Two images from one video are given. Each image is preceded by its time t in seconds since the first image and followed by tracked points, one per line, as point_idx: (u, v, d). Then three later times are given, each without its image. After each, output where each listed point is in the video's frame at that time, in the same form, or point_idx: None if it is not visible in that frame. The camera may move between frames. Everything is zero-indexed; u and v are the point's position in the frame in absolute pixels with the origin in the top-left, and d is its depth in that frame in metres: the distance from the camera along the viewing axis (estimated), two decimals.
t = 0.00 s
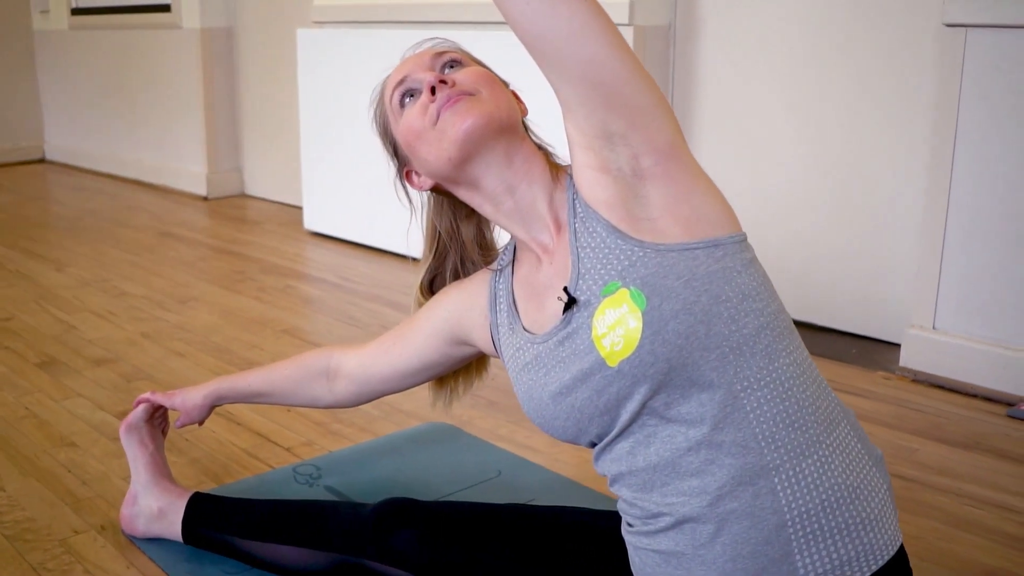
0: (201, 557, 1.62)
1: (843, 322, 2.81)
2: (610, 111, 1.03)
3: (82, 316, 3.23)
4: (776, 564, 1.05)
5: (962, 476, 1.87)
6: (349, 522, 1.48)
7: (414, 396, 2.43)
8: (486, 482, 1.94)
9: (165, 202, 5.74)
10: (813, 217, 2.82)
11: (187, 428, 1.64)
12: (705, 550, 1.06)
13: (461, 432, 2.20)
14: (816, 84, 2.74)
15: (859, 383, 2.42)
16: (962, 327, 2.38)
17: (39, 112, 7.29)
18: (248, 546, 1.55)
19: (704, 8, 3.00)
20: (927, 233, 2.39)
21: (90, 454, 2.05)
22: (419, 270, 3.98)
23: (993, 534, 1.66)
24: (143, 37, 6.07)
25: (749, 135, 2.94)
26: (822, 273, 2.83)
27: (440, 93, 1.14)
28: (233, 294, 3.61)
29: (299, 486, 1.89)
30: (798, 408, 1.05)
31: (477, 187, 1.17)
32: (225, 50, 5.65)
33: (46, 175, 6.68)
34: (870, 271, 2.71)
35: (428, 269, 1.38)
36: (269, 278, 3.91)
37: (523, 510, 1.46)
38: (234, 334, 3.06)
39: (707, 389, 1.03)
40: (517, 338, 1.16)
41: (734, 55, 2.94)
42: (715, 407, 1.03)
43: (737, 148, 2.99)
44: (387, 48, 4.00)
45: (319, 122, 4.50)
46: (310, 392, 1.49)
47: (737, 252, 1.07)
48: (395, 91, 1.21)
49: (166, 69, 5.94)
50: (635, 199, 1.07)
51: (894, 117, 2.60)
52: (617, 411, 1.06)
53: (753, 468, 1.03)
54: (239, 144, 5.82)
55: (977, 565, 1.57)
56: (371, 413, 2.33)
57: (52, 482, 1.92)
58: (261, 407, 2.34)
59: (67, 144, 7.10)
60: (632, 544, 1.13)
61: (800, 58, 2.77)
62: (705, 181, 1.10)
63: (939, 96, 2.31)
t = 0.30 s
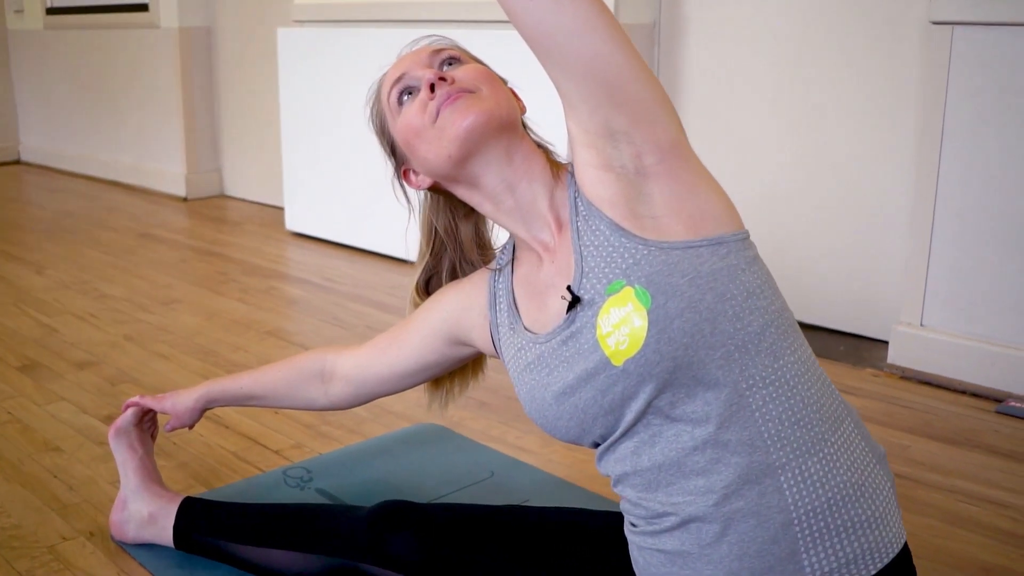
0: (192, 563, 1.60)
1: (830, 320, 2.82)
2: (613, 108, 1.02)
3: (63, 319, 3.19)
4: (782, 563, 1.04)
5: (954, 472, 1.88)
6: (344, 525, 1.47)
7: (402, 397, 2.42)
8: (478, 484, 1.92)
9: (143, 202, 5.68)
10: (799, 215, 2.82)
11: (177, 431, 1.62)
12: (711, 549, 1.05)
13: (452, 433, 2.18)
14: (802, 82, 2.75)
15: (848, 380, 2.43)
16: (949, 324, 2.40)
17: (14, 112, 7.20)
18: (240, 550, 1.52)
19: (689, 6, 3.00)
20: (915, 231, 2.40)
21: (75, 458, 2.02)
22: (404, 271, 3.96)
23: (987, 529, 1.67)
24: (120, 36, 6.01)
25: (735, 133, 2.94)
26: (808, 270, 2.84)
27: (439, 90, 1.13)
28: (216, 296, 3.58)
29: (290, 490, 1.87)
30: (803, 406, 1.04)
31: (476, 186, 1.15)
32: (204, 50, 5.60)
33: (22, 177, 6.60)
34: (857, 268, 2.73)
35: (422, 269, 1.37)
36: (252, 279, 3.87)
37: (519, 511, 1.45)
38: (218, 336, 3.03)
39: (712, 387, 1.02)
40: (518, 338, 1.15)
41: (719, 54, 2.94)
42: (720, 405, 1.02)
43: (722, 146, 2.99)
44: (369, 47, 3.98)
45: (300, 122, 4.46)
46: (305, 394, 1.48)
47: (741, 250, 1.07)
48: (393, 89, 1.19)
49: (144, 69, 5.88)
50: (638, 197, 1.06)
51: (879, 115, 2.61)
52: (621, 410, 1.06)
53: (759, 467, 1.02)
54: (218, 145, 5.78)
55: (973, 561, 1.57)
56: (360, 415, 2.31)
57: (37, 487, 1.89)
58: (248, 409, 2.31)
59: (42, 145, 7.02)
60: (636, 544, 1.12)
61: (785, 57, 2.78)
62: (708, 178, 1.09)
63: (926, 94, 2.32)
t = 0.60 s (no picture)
0: (184, 569, 1.58)
1: (818, 318, 2.83)
2: (614, 107, 1.02)
3: (45, 322, 3.15)
4: (787, 563, 1.04)
5: (947, 470, 1.89)
6: (338, 530, 1.45)
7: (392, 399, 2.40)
8: (471, 486, 1.91)
9: (123, 205, 5.63)
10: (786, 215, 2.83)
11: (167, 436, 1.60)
12: (715, 550, 1.05)
13: (443, 435, 2.17)
14: (788, 82, 2.76)
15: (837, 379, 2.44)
16: (936, 321, 2.41)
17: None
18: (233, 556, 1.50)
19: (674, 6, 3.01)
20: (902, 229, 2.42)
21: (62, 464, 1.99)
22: (389, 272, 3.94)
23: (979, 527, 1.67)
24: (99, 37, 5.95)
25: (721, 132, 2.95)
26: (795, 269, 2.84)
27: (437, 90, 1.12)
28: (200, 298, 3.55)
29: (281, 494, 1.85)
30: (805, 406, 1.04)
31: (475, 186, 1.14)
32: (184, 50, 5.56)
33: None
34: (844, 267, 2.74)
35: (417, 271, 1.36)
36: (236, 281, 3.84)
37: (514, 514, 1.44)
38: (203, 339, 3.01)
39: (715, 388, 1.01)
40: (518, 340, 1.14)
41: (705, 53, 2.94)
42: (724, 407, 1.01)
43: (709, 146, 2.99)
44: (353, 47, 3.96)
45: (283, 123, 4.43)
46: (298, 398, 1.46)
47: (742, 249, 1.06)
48: (390, 89, 1.18)
49: (123, 69, 5.83)
50: (639, 197, 1.05)
51: (865, 114, 2.62)
52: (624, 412, 1.05)
53: (763, 468, 1.02)
54: (200, 146, 5.73)
55: (968, 559, 1.58)
56: (350, 418, 2.29)
57: (23, 494, 1.86)
58: (236, 413, 2.29)
59: (20, 147, 6.94)
60: (639, 546, 1.12)
61: (771, 56, 2.78)
62: (709, 177, 1.08)
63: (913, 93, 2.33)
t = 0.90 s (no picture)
0: None
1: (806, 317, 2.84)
2: (617, 105, 1.00)
3: (26, 326, 3.11)
4: (794, 565, 1.03)
5: (941, 468, 1.89)
6: (334, 534, 1.43)
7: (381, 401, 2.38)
8: (464, 489, 1.89)
9: (102, 206, 5.56)
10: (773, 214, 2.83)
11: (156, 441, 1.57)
12: (722, 553, 1.04)
13: (434, 438, 2.15)
14: (774, 81, 2.76)
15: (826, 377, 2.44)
16: (926, 320, 2.41)
17: None
18: (228, 563, 1.47)
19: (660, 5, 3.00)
20: (891, 228, 2.42)
21: (47, 470, 1.96)
22: (374, 273, 3.91)
23: (975, 525, 1.67)
24: (76, 37, 5.88)
25: (708, 132, 2.94)
26: (783, 268, 2.85)
27: (436, 88, 1.10)
28: (183, 300, 3.51)
29: (272, 499, 1.83)
30: (811, 406, 1.03)
31: (474, 186, 1.13)
32: (164, 50, 5.50)
33: None
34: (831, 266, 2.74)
35: (411, 270, 1.34)
36: (219, 283, 3.80)
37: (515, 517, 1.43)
38: (188, 341, 2.97)
39: (721, 389, 1.00)
40: (520, 342, 1.13)
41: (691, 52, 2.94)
42: (730, 408, 1.00)
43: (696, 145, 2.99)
44: (336, 47, 3.94)
45: (266, 123, 4.39)
46: (291, 402, 1.44)
47: (746, 248, 1.05)
48: (386, 88, 1.16)
49: (102, 69, 5.76)
50: (643, 196, 1.04)
51: (852, 114, 2.62)
52: (629, 414, 1.04)
53: (770, 469, 1.01)
54: (180, 147, 5.68)
55: (966, 558, 1.58)
56: (339, 421, 2.27)
57: (8, 501, 1.83)
58: (223, 416, 2.26)
59: None
60: (643, 548, 1.11)
61: (756, 55, 2.78)
62: (711, 177, 1.07)
63: (901, 91, 2.34)
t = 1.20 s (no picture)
0: None
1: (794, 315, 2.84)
2: (618, 102, 0.99)
3: (8, 329, 3.06)
4: (799, 566, 1.02)
5: (935, 467, 1.89)
6: (329, 538, 1.41)
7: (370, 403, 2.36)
8: (456, 492, 1.88)
9: (83, 207, 5.50)
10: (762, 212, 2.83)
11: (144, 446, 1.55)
12: (725, 554, 1.03)
13: (425, 439, 2.13)
14: (763, 79, 2.75)
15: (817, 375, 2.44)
16: (915, 317, 2.42)
17: None
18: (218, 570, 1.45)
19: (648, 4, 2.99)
20: (880, 226, 2.42)
21: (32, 476, 1.93)
22: (360, 274, 3.89)
23: (971, 523, 1.67)
24: (55, 36, 5.82)
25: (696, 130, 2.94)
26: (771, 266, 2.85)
27: (433, 86, 1.08)
28: (167, 302, 3.47)
29: (262, 503, 1.80)
30: (814, 406, 1.02)
31: (471, 185, 1.11)
32: (145, 50, 5.45)
33: None
34: (820, 264, 2.74)
35: (406, 269, 1.32)
36: (203, 284, 3.77)
37: (513, 519, 1.41)
38: (173, 343, 2.94)
39: (725, 389, 0.99)
40: (519, 343, 1.11)
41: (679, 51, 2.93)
42: (733, 408, 0.99)
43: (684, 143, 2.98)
44: (320, 46, 3.91)
45: (249, 123, 4.36)
46: (284, 405, 1.42)
47: (748, 247, 1.03)
48: (382, 85, 1.14)
49: (81, 69, 5.70)
50: (644, 195, 1.02)
51: (840, 112, 2.62)
52: (630, 415, 1.02)
53: (774, 470, 1.00)
54: (161, 147, 5.63)
55: (962, 557, 1.57)
56: (328, 423, 2.25)
57: None
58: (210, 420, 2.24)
59: None
60: (645, 550, 1.10)
61: (745, 53, 2.78)
62: (712, 174, 1.06)
63: (891, 89, 2.34)
